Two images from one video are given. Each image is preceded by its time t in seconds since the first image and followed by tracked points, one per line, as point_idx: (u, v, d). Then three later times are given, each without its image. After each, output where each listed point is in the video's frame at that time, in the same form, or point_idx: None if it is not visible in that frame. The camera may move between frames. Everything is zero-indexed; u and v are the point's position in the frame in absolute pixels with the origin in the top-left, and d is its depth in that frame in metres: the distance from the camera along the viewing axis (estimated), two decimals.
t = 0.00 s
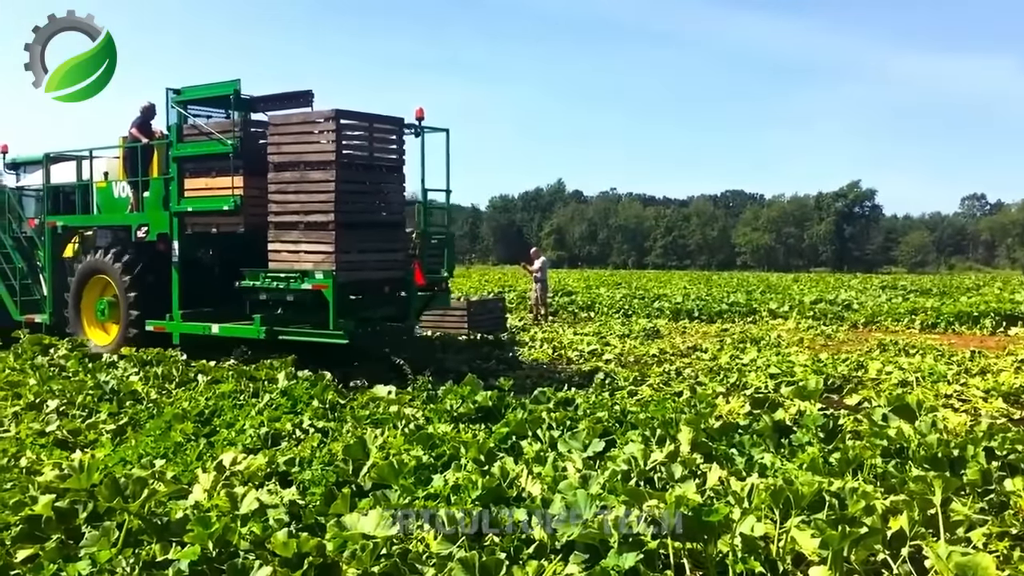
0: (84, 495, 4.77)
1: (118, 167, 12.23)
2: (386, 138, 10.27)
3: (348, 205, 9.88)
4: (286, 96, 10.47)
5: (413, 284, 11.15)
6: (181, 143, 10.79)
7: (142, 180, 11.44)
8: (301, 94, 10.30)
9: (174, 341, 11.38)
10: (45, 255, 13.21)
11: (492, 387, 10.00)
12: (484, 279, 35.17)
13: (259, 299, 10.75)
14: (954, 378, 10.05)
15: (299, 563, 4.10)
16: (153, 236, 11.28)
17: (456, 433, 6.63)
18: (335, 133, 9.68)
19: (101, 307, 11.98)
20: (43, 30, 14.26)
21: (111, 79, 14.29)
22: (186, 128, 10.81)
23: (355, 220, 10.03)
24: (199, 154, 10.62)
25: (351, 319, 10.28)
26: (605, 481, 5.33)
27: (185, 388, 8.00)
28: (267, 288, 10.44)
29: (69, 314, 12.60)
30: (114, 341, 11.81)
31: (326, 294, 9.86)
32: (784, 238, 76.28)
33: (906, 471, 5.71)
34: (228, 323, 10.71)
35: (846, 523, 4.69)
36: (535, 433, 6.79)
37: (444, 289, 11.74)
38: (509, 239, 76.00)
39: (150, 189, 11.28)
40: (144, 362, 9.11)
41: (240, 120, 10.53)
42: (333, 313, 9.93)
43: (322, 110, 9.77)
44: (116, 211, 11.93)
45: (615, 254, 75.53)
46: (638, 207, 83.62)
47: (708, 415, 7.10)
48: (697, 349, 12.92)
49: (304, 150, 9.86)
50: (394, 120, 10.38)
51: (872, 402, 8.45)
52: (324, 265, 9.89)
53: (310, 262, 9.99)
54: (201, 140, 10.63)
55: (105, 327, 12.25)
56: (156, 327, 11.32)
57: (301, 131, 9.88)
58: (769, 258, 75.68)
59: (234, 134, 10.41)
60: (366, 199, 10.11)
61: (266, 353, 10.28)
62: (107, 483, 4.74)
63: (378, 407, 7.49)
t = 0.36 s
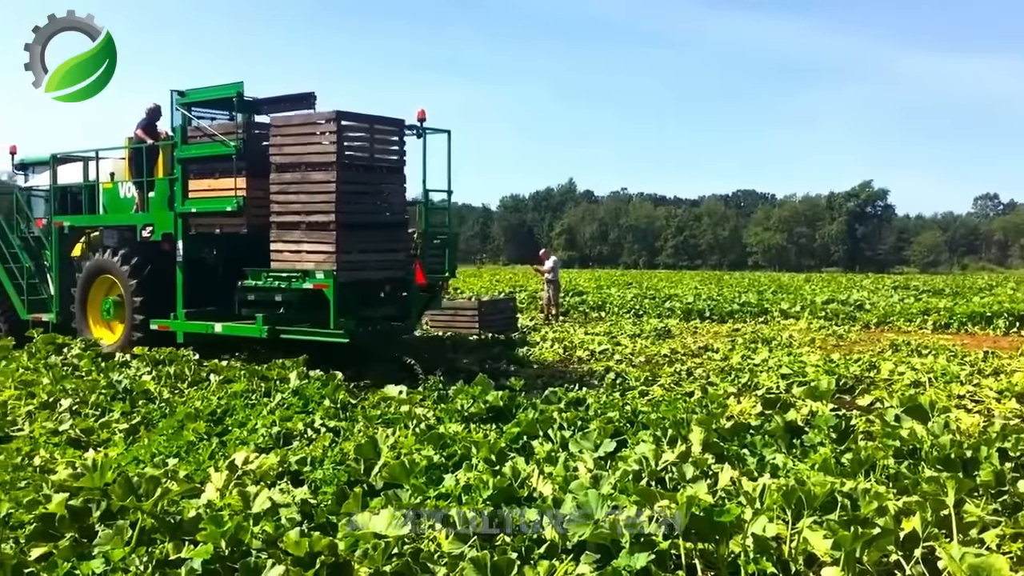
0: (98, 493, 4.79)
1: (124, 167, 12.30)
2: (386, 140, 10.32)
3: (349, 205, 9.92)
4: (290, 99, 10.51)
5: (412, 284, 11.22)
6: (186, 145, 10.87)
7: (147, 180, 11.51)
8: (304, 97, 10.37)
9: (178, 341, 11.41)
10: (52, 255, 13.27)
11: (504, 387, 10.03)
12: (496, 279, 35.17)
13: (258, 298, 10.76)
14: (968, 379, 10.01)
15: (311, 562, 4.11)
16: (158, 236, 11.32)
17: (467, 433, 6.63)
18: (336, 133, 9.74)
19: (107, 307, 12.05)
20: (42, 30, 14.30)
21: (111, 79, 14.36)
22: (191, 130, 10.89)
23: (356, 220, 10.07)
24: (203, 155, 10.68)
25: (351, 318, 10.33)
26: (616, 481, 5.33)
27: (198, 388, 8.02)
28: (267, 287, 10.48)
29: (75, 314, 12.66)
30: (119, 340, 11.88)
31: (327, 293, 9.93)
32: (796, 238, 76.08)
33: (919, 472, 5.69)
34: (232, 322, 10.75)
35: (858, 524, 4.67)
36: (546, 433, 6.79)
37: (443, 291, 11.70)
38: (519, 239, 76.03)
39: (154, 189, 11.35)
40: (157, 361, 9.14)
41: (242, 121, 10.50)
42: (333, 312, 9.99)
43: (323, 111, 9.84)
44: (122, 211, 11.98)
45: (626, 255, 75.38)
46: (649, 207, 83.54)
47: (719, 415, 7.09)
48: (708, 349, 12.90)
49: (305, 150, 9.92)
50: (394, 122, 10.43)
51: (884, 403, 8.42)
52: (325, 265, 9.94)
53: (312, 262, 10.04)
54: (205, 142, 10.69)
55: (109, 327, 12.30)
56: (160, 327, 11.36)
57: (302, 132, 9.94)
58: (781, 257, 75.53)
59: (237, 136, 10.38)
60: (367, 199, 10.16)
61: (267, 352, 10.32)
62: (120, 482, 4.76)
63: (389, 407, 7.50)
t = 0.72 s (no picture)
0: (121, 491, 4.83)
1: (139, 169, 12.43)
2: (394, 142, 10.41)
3: (357, 207, 10.07)
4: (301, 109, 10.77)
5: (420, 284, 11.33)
6: (199, 154, 11.06)
7: (160, 181, 11.65)
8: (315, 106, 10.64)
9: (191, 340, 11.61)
10: (69, 254, 13.40)
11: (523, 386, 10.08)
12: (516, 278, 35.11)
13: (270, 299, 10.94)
14: (991, 380, 9.92)
15: (332, 560, 4.12)
16: (172, 236, 11.51)
17: (486, 433, 6.63)
18: (345, 137, 9.89)
19: (122, 306, 12.22)
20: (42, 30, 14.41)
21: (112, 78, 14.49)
22: (203, 139, 11.02)
23: (364, 222, 10.22)
24: (215, 165, 10.88)
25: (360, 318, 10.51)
26: (636, 481, 5.31)
27: (219, 386, 8.08)
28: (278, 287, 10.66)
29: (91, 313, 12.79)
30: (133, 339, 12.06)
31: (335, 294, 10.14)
32: (816, 238, 75.63)
33: (941, 473, 5.65)
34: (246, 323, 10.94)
35: (881, 525, 4.64)
36: (566, 433, 6.79)
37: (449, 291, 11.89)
38: (539, 239, 76.04)
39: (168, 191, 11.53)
40: (179, 360, 9.21)
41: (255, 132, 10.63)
42: (342, 311, 10.15)
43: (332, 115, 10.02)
44: (136, 212, 12.13)
45: (646, 255, 75.59)
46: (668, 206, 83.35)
47: (738, 416, 7.07)
48: (727, 350, 12.85)
49: (315, 153, 10.11)
50: (402, 124, 10.51)
51: (907, 403, 8.35)
52: (333, 266, 10.14)
53: (321, 262, 10.23)
54: (217, 151, 10.88)
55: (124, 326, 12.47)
56: (173, 326, 11.56)
57: (312, 135, 10.13)
58: (801, 258, 75.32)
59: (249, 146, 10.59)
60: (376, 201, 10.29)
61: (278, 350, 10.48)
62: (144, 480, 4.80)
63: (409, 406, 7.53)
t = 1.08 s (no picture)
0: (156, 485, 4.88)
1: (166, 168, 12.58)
2: (415, 142, 10.54)
3: (378, 206, 10.18)
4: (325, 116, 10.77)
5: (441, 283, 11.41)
6: (223, 162, 11.22)
7: (186, 181, 11.83)
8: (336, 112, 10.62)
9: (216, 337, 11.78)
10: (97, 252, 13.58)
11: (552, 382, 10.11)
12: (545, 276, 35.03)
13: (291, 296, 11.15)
14: None
15: (364, 556, 4.14)
16: (196, 235, 11.70)
17: (516, 430, 6.64)
18: (365, 136, 10.01)
19: (149, 304, 12.40)
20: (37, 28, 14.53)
21: (111, 77, 14.67)
22: (228, 147, 11.18)
23: (384, 221, 10.32)
24: (239, 173, 11.02)
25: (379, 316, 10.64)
26: (667, 480, 5.29)
27: (251, 382, 8.14)
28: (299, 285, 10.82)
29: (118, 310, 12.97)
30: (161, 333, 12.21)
31: (355, 292, 10.27)
32: (847, 236, 74.93)
33: (976, 474, 5.59)
34: (272, 316, 11.07)
35: (915, 526, 4.60)
36: (595, 431, 6.78)
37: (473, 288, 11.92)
38: (567, 237, 76.03)
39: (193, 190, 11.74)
40: (211, 356, 9.29)
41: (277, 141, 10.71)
42: (361, 310, 10.30)
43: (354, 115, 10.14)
44: (162, 212, 12.31)
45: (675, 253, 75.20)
46: (697, 204, 82.87)
47: (770, 415, 7.02)
48: (758, 348, 12.77)
49: (336, 153, 10.22)
50: (422, 124, 10.64)
51: (942, 402, 8.25)
52: (353, 265, 10.23)
53: (341, 260, 10.32)
54: (241, 160, 11.02)
55: (149, 321, 12.63)
56: (199, 323, 11.76)
57: (333, 135, 10.25)
58: (834, 257, 74.50)
59: (272, 155, 10.69)
60: (396, 200, 10.40)
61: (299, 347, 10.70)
62: (178, 475, 4.86)
63: (439, 404, 7.55)
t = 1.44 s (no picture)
0: (187, 481, 4.93)
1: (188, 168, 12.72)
2: (431, 142, 10.69)
3: (394, 205, 10.32)
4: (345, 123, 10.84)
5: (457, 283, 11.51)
6: (243, 170, 11.37)
7: (208, 181, 11.95)
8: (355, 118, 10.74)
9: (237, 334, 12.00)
10: (122, 249, 13.74)
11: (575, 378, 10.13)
12: (571, 275, 34.94)
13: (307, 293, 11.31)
14: None
15: (392, 553, 4.15)
16: (218, 233, 11.85)
17: (542, 429, 6.64)
18: (382, 137, 10.14)
19: (172, 302, 12.53)
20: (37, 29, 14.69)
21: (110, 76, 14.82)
22: (249, 156, 11.35)
23: (400, 220, 10.46)
24: (258, 181, 11.19)
25: (395, 314, 10.77)
26: (694, 479, 5.27)
27: (279, 380, 8.20)
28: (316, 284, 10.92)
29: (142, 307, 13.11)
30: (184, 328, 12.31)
31: (372, 290, 10.41)
32: (876, 234, 74.24)
33: (1009, 475, 5.53)
34: (286, 315, 11.28)
35: (947, 528, 4.56)
36: (622, 430, 6.76)
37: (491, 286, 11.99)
38: (593, 236, 75.97)
39: (214, 190, 11.88)
40: (240, 354, 9.37)
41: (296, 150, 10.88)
42: (378, 308, 10.44)
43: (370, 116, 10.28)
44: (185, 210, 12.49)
45: (701, 252, 75.47)
46: (723, 203, 82.39)
47: (798, 415, 6.97)
48: (786, 348, 12.69)
49: (353, 153, 10.36)
50: (439, 124, 10.78)
51: (974, 402, 8.16)
52: (369, 264, 10.36)
53: (358, 260, 10.46)
54: (261, 168, 11.17)
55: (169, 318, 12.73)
56: (220, 320, 11.97)
57: (350, 136, 10.40)
58: (860, 256, 72.98)
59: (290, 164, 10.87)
60: (412, 200, 10.54)
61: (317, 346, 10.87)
62: (209, 471, 4.90)
63: (466, 401, 7.56)
